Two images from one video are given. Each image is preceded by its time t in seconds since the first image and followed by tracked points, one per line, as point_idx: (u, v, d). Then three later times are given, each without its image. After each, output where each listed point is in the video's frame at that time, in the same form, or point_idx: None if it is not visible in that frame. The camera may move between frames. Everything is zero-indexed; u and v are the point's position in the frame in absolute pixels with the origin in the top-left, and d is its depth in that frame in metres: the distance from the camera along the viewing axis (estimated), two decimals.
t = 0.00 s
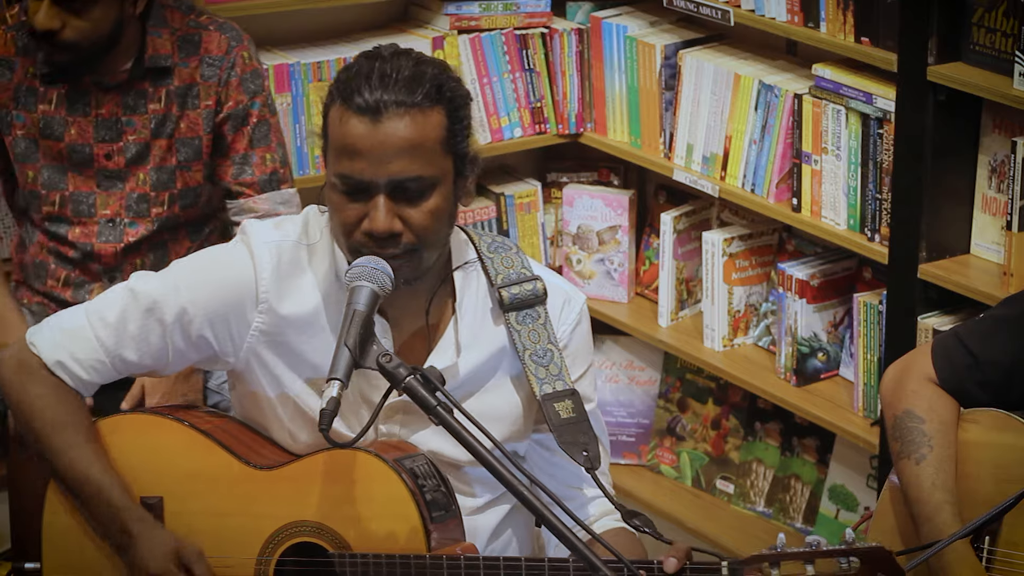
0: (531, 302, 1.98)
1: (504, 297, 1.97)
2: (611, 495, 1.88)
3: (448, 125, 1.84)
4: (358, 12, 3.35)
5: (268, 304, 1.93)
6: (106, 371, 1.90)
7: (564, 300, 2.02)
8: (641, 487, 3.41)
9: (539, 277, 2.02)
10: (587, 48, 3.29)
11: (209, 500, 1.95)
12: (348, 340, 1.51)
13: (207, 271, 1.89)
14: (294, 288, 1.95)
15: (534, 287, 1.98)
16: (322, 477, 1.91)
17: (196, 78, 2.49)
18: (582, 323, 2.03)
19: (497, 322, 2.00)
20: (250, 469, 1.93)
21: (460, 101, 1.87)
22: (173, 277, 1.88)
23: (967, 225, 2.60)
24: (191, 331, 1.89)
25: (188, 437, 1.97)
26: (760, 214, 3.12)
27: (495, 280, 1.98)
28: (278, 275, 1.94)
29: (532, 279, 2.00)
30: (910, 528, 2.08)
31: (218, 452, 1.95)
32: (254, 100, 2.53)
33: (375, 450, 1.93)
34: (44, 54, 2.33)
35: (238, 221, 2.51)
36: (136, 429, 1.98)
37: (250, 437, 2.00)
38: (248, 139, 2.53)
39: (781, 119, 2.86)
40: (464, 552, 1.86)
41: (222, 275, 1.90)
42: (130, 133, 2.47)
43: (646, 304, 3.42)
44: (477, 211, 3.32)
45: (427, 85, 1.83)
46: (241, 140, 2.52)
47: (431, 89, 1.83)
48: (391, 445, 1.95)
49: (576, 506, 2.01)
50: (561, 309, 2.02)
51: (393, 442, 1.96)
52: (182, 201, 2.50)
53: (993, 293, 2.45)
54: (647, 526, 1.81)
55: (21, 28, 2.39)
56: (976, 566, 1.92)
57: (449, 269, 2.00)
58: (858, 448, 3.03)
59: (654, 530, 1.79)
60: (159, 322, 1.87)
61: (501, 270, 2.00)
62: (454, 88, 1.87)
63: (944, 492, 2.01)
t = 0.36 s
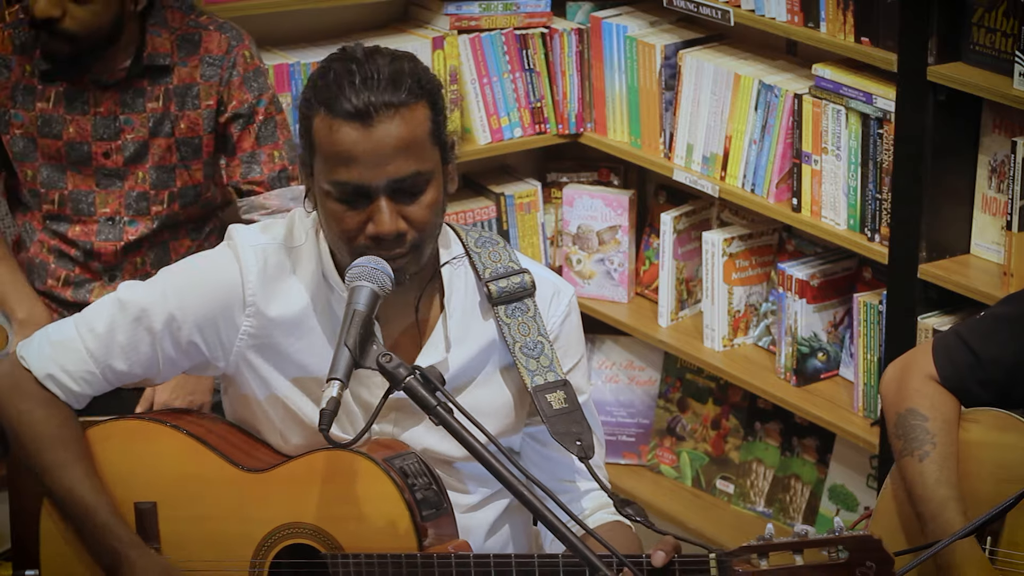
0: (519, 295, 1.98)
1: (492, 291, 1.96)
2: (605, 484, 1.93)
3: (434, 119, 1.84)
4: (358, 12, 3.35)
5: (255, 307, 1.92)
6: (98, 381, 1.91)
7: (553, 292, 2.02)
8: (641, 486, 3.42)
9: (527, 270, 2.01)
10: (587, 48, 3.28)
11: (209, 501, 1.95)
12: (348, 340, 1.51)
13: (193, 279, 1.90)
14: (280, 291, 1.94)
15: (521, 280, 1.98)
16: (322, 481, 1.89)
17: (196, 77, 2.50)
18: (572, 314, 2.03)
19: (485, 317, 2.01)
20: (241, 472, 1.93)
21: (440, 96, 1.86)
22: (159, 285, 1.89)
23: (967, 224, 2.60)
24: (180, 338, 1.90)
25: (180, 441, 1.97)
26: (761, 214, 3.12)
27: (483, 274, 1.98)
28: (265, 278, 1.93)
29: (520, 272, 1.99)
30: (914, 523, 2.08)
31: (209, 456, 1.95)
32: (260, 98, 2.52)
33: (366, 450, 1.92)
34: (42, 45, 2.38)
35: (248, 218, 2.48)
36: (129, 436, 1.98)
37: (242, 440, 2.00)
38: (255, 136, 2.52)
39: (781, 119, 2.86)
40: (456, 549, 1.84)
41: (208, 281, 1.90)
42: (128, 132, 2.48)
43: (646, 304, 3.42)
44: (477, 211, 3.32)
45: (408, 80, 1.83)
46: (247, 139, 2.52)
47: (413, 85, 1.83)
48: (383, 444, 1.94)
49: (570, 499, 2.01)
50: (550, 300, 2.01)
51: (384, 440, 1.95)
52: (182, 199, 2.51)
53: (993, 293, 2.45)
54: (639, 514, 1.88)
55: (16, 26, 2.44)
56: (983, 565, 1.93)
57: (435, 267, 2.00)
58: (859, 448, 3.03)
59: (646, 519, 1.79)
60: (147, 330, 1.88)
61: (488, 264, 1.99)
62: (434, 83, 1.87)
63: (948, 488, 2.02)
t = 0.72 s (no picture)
0: (519, 297, 1.98)
1: (492, 292, 1.97)
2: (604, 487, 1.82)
3: (420, 109, 1.84)
4: (358, 12, 3.35)
5: (255, 307, 1.91)
6: (98, 385, 1.89)
7: (554, 293, 2.02)
8: (641, 487, 3.41)
9: (527, 271, 2.02)
10: (587, 48, 3.28)
11: (210, 500, 1.94)
12: (348, 340, 1.50)
13: (193, 280, 1.88)
14: (279, 291, 1.93)
15: (522, 281, 1.98)
16: (321, 480, 1.89)
17: (186, 89, 2.51)
18: (572, 315, 2.03)
19: (485, 317, 2.00)
20: (237, 475, 1.93)
21: (430, 84, 1.87)
22: (159, 286, 1.86)
23: (967, 224, 2.61)
24: (180, 339, 1.88)
25: (178, 445, 1.97)
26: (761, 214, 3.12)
27: (483, 275, 1.98)
28: (264, 278, 1.92)
29: (520, 274, 2.00)
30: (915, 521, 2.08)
31: (204, 459, 1.95)
32: (250, 101, 2.55)
33: (361, 451, 1.91)
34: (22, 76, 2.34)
35: (245, 211, 2.57)
36: (125, 440, 1.98)
37: (240, 444, 2.00)
38: (248, 137, 2.56)
39: (781, 119, 2.86)
40: (454, 552, 1.81)
41: (208, 282, 1.88)
42: (126, 152, 2.49)
43: (646, 304, 3.42)
44: (477, 211, 3.32)
45: (395, 70, 1.84)
46: (242, 141, 2.56)
47: (399, 73, 1.84)
48: (379, 447, 1.92)
49: (570, 500, 2.01)
50: (550, 302, 2.01)
51: (379, 443, 1.93)
52: (182, 212, 2.54)
53: (994, 292, 2.45)
54: (637, 519, 1.77)
55: None
56: (987, 562, 1.91)
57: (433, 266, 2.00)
58: (859, 448, 3.03)
59: (643, 521, 1.76)
60: (147, 333, 1.86)
61: (488, 266, 2.00)
62: (423, 73, 1.87)
63: (951, 487, 2.02)
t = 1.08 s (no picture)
0: (533, 300, 1.98)
1: (506, 295, 1.97)
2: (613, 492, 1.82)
3: (436, 107, 1.85)
4: (358, 12, 3.35)
5: (266, 300, 1.92)
6: (108, 377, 1.88)
7: (569, 298, 2.02)
8: (641, 487, 3.41)
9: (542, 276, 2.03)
10: (587, 48, 3.28)
11: (207, 502, 1.93)
12: (348, 340, 1.50)
13: (204, 272, 1.89)
14: (291, 285, 1.94)
15: (535, 286, 1.99)
16: (321, 485, 1.88)
17: (179, 102, 2.47)
18: (586, 321, 2.03)
19: (500, 320, 2.00)
20: (244, 477, 1.91)
21: (446, 85, 1.87)
22: (170, 278, 1.87)
23: (967, 224, 2.61)
24: (190, 332, 1.89)
25: (185, 444, 1.95)
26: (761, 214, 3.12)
27: (497, 278, 1.99)
28: (276, 271, 1.93)
29: (535, 277, 2.00)
30: (914, 519, 2.08)
31: (212, 460, 1.93)
32: (240, 107, 2.52)
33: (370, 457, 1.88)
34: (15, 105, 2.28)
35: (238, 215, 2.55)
36: (130, 435, 1.96)
37: (246, 442, 1.98)
38: (240, 144, 2.53)
39: (781, 119, 2.86)
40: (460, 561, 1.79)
41: (220, 275, 1.89)
42: (129, 172, 2.46)
43: (646, 304, 3.42)
44: (477, 211, 3.32)
45: (410, 67, 1.85)
46: (234, 147, 2.53)
47: (415, 70, 1.85)
48: (388, 453, 1.89)
49: (581, 507, 1.99)
50: (565, 306, 2.01)
51: (387, 449, 1.91)
52: (183, 221, 2.53)
53: (994, 292, 2.45)
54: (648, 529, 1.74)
55: None
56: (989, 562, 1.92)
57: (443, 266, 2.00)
58: (859, 448, 3.03)
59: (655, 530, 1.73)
60: (157, 324, 1.86)
61: (502, 269, 2.01)
62: (440, 74, 1.88)
63: (950, 481, 2.02)
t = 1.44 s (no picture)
0: (553, 313, 1.98)
1: (526, 306, 1.96)
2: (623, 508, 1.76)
3: (451, 120, 1.84)
4: (358, 12, 3.35)
5: (282, 300, 1.90)
6: (120, 370, 1.87)
7: (588, 312, 2.01)
8: (641, 486, 3.41)
9: (561, 289, 2.02)
10: (587, 48, 3.29)
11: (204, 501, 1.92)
12: (348, 340, 1.51)
13: (221, 270, 1.88)
14: (307, 287, 1.93)
15: (555, 298, 1.98)
16: (320, 488, 1.86)
17: (180, 100, 2.48)
18: (604, 336, 2.02)
19: (519, 331, 1.99)
20: (253, 475, 1.89)
21: (464, 96, 1.87)
22: (187, 275, 1.86)
23: (967, 224, 2.61)
24: (205, 330, 1.87)
25: (195, 442, 1.93)
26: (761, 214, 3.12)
27: (517, 289, 1.98)
28: (293, 272, 1.92)
29: (554, 290, 2.00)
30: (918, 514, 2.09)
31: (220, 457, 1.92)
32: (240, 106, 2.52)
33: (380, 460, 1.86)
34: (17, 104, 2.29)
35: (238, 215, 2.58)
36: (136, 429, 1.95)
37: (255, 440, 1.97)
38: (240, 143, 2.54)
39: (781, 119, 2.86)
40: (468, 566, 1.78)
41: (237, 274, 1.88)
42: (129, 169, 2.46)
43: (646, 304, 3.42)
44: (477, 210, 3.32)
45: (428, 77, 1.84)
46: (234, 145, 2.54)
47: (433, 81, 1.84)
48: (396, 456, 1.87)
49: (592, 521, 2.01)
50: (584, 321, 2.01)
51: (397, 452, 1.88)
52: (184, 216, 2.54)
53: (994, 292, 2.45)
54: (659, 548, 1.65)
55: None
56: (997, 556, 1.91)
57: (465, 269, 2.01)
58: (859, 448, 3.03)
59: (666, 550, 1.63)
60: (172, 321, 1.85)
61: (522, 280, 2.00)
62: (459, 84, 1.87)
63: (956, 464, 2.03)
